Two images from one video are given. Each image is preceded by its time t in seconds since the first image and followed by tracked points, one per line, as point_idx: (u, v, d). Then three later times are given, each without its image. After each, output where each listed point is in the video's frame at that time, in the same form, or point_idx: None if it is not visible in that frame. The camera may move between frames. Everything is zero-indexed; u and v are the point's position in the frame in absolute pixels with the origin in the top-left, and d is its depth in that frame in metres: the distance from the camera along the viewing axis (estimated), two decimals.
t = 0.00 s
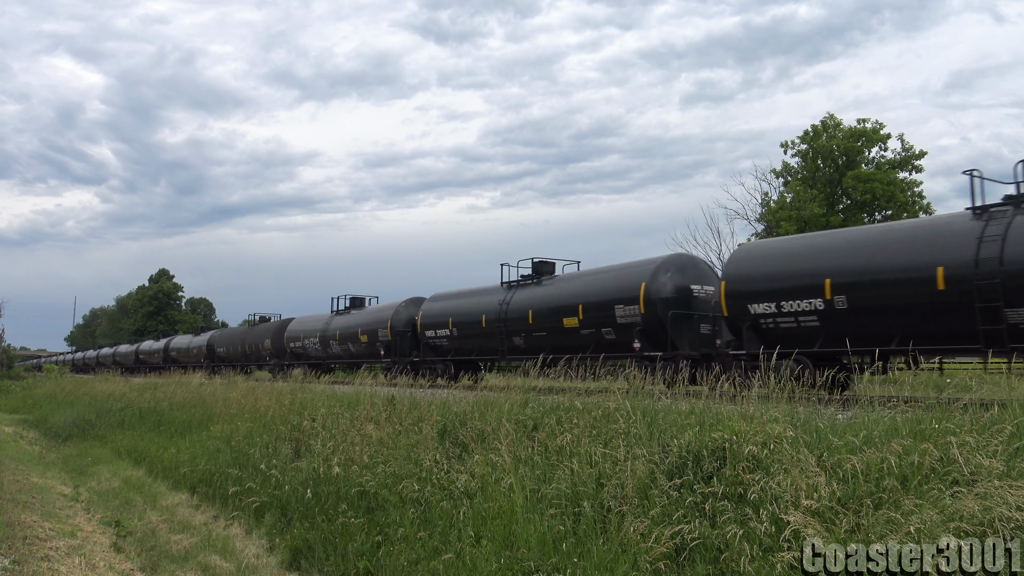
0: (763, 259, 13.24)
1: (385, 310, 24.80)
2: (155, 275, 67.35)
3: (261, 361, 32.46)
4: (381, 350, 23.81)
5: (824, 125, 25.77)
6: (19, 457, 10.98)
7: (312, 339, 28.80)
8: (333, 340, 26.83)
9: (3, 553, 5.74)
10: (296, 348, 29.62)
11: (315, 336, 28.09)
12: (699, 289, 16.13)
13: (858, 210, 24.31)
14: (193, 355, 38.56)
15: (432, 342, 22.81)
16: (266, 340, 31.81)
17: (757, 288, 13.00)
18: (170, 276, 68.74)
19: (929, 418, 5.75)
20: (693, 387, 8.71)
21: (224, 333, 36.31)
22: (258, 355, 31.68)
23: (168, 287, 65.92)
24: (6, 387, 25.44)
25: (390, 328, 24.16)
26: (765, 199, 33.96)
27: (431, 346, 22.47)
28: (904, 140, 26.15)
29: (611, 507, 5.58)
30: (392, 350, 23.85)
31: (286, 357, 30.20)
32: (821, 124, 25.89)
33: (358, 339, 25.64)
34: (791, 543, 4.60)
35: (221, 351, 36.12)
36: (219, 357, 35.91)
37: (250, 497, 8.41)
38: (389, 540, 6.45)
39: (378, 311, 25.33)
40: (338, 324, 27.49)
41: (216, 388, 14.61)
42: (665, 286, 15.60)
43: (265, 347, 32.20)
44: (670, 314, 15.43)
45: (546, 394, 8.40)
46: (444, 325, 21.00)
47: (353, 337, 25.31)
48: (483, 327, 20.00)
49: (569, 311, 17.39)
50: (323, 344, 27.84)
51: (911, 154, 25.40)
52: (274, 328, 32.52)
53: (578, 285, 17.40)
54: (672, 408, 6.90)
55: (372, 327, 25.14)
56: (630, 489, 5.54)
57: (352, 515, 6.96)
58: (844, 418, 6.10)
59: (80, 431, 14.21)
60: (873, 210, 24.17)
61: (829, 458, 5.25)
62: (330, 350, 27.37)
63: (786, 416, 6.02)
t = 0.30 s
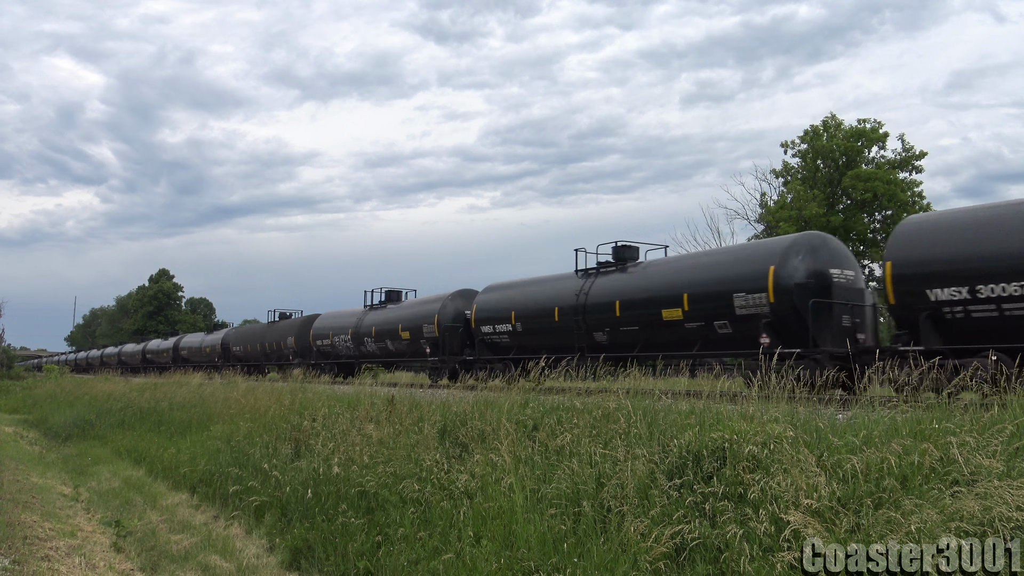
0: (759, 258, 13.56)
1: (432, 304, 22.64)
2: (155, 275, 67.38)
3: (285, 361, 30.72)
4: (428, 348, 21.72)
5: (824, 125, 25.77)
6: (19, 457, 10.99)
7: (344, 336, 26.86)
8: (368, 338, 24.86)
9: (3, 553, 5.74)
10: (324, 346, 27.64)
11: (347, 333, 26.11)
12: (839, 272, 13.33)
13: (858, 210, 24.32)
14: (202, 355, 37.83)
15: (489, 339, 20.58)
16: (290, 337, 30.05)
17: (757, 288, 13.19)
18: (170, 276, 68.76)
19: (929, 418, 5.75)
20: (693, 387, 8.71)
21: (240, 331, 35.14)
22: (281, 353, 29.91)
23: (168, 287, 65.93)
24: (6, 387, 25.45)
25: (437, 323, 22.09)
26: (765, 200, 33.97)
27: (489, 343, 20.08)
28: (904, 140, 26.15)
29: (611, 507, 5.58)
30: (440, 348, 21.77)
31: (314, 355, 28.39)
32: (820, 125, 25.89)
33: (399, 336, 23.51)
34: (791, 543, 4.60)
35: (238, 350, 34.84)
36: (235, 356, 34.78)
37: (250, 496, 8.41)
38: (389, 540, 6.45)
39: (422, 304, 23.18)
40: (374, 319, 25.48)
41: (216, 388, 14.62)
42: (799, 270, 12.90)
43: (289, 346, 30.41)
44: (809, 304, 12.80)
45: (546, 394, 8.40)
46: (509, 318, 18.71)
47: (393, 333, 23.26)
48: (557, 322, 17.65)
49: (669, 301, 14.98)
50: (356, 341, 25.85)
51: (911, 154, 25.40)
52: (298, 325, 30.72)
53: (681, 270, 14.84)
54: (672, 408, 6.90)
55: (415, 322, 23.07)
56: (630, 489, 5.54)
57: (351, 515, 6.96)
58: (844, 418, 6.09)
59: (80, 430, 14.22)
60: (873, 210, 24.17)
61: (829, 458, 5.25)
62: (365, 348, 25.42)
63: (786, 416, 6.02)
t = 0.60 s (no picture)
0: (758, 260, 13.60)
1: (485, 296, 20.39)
2: (155, 275, 67.38)
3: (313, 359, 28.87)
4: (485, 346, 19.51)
5: (825, 125, 25.77)
6: (19, 457, 10.98)
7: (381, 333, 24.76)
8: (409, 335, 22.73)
9: (3, 553, 5.74)
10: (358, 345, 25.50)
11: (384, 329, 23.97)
12: None
13: (858, 210, 24.32)
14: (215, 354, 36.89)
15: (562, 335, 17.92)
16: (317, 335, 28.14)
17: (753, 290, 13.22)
18: (170, 276, 68.76)
19: (929, 418, 5.75)
20: (693, 387, 8.71)
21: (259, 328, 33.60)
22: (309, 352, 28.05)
23: (168, 287, 65.91)
24: (6, 387, 25.44)
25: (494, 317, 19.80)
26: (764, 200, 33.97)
27: (560, 338, 17.64)
28: (904, 140, 26.14)
29: (611, 507, 5.58)
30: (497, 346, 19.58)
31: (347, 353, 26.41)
32: (821, 125, 25.89)
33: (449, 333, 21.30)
34: (791, 543, 4.60)
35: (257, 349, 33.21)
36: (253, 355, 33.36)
37: (250, 497, 8.41)
38: (389, 540, 6.45)
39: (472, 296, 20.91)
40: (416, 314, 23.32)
41: (216, 388, 14.61)
42: (990, 248, 10.37)
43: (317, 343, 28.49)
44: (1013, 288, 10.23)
45: (546, 394, 8.40)
46: (587, 311, 16.49)
47: (443, 330, 21.04)
48: (649, 314, 15.27)
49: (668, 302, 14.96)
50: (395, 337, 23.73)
51: (911, 154, 25.40)
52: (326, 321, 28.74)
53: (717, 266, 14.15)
54: (672, 408, 6.90)
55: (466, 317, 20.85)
56: (630, 489, 5.54)
57: (351, 515, 6.96)
58: (844, 418, 6.09)
59: (80, 430, 14.21)
60: (873, 210, 24.18)
61: (829, 458, 5.25)
62: (407, 345, 23.32)
63: (787, 416, 6.02)
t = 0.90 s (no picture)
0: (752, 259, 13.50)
1: (557, 285, 18.01)
2: (156, 275, 67.42)
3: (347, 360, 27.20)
4: (559, 343, 17.16)
5: (825, 125, 25.76)
6: (19, 458, 10.98)
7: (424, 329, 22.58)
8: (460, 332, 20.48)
9: (3, 553, 5.74)
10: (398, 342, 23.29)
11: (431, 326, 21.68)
12: None
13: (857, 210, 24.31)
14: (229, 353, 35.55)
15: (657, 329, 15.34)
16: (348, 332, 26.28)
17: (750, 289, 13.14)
18: (170, 277, 68.78)
19: (929, 418, 5.75)
20: (693, 387, 8.70)
21: (279, 326, 32.05)
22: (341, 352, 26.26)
23: (168, 287, 65.93)
24: (6, 387, 25.44)
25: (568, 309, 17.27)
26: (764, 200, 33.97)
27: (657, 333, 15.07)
28: (904, 140, 26.13)
29: (611, 507, 5.58)
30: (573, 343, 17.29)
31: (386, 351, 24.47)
32: (821, 125, 25.89)
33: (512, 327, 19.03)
34: (791, 543, 4.60)
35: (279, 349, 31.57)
36: (276, 355, 31.73)
37: (250, 497, 8.41)
38: (390, 540, 6.46)
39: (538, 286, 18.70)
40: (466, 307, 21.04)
41: (216, 388, 14.60)
42: None
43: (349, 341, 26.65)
44: None
45: (546, 394, 8.39)
46: (695, 301, 14.07)
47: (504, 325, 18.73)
48: (780, 303, 12.69)
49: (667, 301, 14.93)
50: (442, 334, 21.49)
51: (911, 154, 25.40)
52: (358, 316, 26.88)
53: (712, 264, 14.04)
54: (672, 408, 6.90)
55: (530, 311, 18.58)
56: (630, 489, 5.54)
57: (351, 515, 6.96)
58: (844, 418, 6.09)
59: (80, 431, 14.21)
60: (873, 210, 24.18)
61: (829, 458, 5.25)
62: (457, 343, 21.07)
63: (786, 416, 6.02)
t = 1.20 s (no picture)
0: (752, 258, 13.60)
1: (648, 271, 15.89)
2: (155, 275, 67.40)
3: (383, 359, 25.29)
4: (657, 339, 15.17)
5: (825, 125, 25.76)
6: (19, 457, 10.98)
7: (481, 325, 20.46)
8: (529, 328, 18.31)
9: (3, 553, 5.74)
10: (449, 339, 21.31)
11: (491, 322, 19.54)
12: None
13: (857, 210, 24.30)
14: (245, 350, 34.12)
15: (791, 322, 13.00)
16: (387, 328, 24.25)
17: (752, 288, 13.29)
18: (170, 277, 68.78)
19: (929, 418, 5.75)
20: (694, 387, 8.68)
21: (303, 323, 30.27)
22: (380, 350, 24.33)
23: (168, 287, 65.93)
24: (6, 387, 25.44)
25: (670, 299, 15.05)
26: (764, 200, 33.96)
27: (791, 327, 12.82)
28: (904, 140, 26.13)
29: (611, 507, 5.58)
30: (673, 339, 15.21)
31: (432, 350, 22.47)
32: (821, 125, 25.88)
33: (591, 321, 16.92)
34: (791, 543, 4.60)
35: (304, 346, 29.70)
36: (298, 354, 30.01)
37: (250, 496, 8.40)
38: (390, 540, 6.46)
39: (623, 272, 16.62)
40: (532, 301, 18.93)
41: (216, 388, 14.60)
42: None
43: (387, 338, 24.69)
44: None
45: (546, 394, 8.40)
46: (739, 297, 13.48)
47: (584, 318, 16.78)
48: (967, 290, 10.40)
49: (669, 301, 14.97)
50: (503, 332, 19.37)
51: (911, 154, 25.40)
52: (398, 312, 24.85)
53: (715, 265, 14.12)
54: (672, 408, 6.91)
55: (614, 301, 16.48)
56: (630, 489, 5.54)
57: (351, 515, 6.96)
58: (844, 418, 6.09)
59: (80, 430, 14.21)
60: (872, 210, 24.18)
61: (829, 458, 5.25)
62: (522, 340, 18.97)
63: (786, 416, 6.02)
